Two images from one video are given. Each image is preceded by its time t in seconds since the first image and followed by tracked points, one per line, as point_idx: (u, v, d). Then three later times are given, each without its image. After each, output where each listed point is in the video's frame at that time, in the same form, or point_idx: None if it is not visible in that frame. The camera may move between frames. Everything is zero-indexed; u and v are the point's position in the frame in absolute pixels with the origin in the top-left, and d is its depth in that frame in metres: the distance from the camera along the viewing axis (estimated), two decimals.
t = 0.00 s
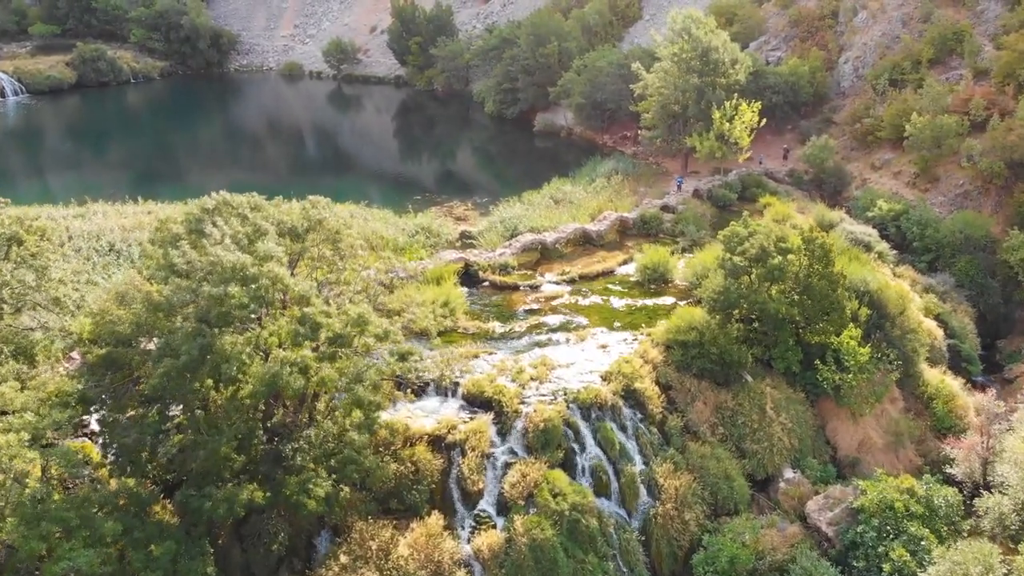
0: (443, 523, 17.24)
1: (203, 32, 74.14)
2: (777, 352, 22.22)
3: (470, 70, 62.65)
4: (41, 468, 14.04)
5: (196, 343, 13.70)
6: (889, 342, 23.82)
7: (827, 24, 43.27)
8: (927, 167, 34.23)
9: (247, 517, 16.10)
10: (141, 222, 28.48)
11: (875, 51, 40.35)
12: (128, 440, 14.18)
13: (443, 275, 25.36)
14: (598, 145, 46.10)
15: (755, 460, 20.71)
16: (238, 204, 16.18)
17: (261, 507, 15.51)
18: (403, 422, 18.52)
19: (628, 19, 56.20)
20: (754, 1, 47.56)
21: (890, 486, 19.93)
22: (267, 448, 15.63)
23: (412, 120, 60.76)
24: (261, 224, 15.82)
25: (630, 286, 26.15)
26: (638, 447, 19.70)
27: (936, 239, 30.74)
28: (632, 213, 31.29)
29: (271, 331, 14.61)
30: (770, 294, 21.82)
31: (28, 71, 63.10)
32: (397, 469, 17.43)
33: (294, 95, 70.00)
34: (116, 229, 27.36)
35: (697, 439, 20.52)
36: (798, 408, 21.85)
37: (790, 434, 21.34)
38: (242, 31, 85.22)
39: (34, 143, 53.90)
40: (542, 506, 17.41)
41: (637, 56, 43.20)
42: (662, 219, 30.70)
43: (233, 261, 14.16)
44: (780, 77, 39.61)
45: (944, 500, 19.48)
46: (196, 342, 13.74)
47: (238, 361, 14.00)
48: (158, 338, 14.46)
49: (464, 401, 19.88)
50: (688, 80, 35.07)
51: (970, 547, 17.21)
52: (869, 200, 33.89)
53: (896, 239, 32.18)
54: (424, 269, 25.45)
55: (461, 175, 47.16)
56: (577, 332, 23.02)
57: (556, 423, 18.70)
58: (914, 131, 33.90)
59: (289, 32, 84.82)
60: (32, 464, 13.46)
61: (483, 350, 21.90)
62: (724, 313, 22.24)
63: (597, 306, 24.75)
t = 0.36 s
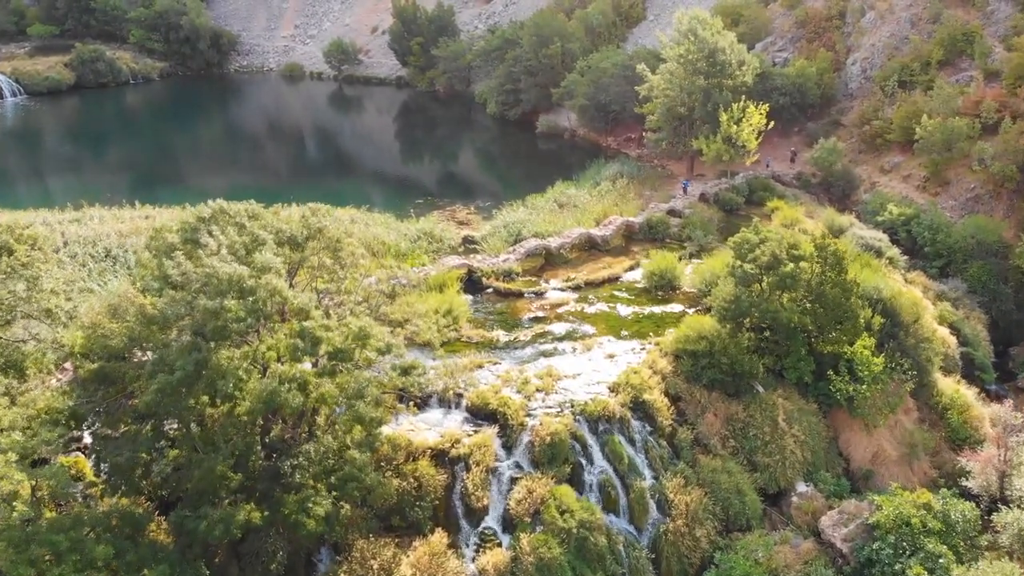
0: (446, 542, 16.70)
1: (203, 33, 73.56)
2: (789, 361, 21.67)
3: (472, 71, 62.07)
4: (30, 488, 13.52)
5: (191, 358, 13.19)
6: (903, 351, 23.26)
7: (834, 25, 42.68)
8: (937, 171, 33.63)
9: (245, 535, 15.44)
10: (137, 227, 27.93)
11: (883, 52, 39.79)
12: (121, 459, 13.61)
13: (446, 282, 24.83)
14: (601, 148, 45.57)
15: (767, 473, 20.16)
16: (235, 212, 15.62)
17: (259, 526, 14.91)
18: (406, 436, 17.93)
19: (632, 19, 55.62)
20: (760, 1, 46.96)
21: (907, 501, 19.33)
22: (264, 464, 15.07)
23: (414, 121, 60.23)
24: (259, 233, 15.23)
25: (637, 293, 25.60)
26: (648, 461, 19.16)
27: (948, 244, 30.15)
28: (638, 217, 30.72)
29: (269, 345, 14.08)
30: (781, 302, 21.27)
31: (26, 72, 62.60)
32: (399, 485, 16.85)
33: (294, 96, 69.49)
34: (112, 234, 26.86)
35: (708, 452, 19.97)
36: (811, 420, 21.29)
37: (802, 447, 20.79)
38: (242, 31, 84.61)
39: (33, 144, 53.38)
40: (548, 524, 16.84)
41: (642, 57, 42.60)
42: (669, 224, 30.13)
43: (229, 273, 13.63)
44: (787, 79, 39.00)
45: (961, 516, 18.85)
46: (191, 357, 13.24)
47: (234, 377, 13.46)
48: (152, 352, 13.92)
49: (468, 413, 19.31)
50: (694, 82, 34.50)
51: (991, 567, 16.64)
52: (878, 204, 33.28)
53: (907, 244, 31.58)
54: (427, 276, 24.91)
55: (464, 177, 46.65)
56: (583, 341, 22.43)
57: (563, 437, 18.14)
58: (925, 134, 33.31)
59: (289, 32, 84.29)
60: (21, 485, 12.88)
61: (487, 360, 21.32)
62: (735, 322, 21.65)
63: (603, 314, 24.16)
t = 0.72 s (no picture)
0: (450, 561, 16.13)
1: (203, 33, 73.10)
2: (801, 372, 21.11)
3: (474, 72, 61.52)
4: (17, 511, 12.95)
5: (185, 375, 12.62)
6: (917, 361, 22.69)
7: (842, 26, 42.14)
8: (948, 174, 32.99)
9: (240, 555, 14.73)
10: (135, 232, 27.44)
11: (892, 53, 39.21)
12: (112, 480, 13.05)
13: (449, 289, 24.30)
14: (605, 150, 45.03)
15: (779, 487, 19.59)
16: (231, 221, 15.07)
17: (256, 547, 14.31)
18: (408, 450, 17.38)
19: (636, 20, 54.98)
20: (766, 2, 46.38)
21: (923, 516, 18.71)
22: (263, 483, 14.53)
23: (415, 122, 59.78)
24: (256, 244, 14.66)
25: (644, 300, 25.06)
26: (657, 475, 18.60)
27: (960, 249, 29.54)
28: (644, 222, 30.17)
29: (267, 361, 13.53)
30: (794, 311, 20.70)
31: (24, 73, 62.17)
32: (401, 501, 16.31)
33: (295, 97, 69.04)
34: (109, 240, 26.37)
35: (718, 465, 19.44)
36: (824, 432, 20.71)
37: (815, 460, 20.21)
38: (242, 32, 83.98)
39: (32, 146, 52.98)
40: (555, 542, 16.23)
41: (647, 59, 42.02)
42: (675, 228, 29.57)
43: (226, 285, 13.08)
44: (794, 80, 38.39)
45: (979, 531, 18.10)
46: (185, 374, 12.67)
47: (230, 394, 12.90)
48: (145, 368, 13.39)
49: (472, 426, 18.75)
50: (700, 83, 33.93)
51: None
52: (888, 208, 32.69)
53: (917, 249, 31.02)
54: (429, 283, 24.39)
55: (465, 178, 46.18)
56: (590, 351, 21.89)
57: (570, 451, 17.58)
58: (935, 137, 32.54)
59: (289, 33, 83.81)
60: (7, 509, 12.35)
61: (491, 371, 20.78)
62: (746, 331, 21.09)
63: (610, 322, 23.59)
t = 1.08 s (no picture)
0: None
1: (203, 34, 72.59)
2: (814, 383, 20.54)
3: (476, 73, 61.00)
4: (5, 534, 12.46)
5: (179, 393, 12.12)
6: (932, 371, 22.14)
7: (849, 27, 41.57)
8: (959, 178, 32.38)
9: None
10: (131, 238, 26.91)
11: (900, 55, 38.63)
12: (103, 502, 12.50)
13: (452, 297, 23.73)
14: (609, 153, 44.49)
15: (792, 502, 19.01)
16: (228, 231, 14.57)
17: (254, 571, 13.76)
18: (410, 465, 16.69)
19: (639, 20, 54.38)
20: (771, 2, 45.79)
21: (941, 533, 18.17)
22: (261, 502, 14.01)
23: (416, 123, 59.25)
24: (254, 255, 14.12)
25: (651, 307, 24.50)
26: (667, 491, 18.06)
27: (972, 255, 28.95)
28: (650, 226, 29.61)
29: (264, 377, 12.97)
30: (807, 321, 20.16)
31: (22, 74, 61.69)
32: (403, 519, 15.61)
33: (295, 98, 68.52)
34: (104, 246, 25.90)
35: (729, 479, 18.89)
36: (838, 445, 20.14)
37: (829, 474, 19.64)
38: (242, 32, 83.47)
39: (30, 147, 52.51)
40: (563, 561, 15.69)
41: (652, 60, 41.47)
42: (682, 233, 29.03)
43: (222, 298, 12.60)
44: (801, 82, 37.83)
45: (996, 547, 17.59)
46: (179, 392, 12.16)
47: (225, 413, 12.35)
48: (138, 385, 12.89)
49: (476, 440, 18.15)
50: (706, 85, 33.36)
51: None
52: (898, 212, 32.10)
53: (928, 255, 30.45)
54: (431, 290, 23.85)
55: (467, 180, 45.67)
56: (596, 361, 21.33)
57: (577, 466, 17.04)
58: (945, 140, 31.94)
59: (290, 33, 83.29)
60: None
61: (496, 382, 20.19)
62: (757, 341, 20.54)
63: (617, 330, 23.02)
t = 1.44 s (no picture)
0: None
1: (203, 35, 72.11)
2: (827, 395, 19.96)
3: (478, 74, 60.52)
4: None
5: (171, 412, 11.64)
6: (947, 381, 21.60)
7: (856, 27, 41.01)
8: (970, 181, 31.81)
9: None
10: (128, 243, 26.40)
11: (908, 56, 38.06)
12: (92, 526, 11.99)
13: (455, 304, 23.19)
14: (613, 155, 43.92)
15: (805, 517, 18.43)
16: (223, 241, 14.02)
17: None
18: (412, 482, 16.10)
19: (643, 21, 53.83)
20: (778, 2, 45.21)
21: (959, 550, 17.45)
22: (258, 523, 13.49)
23: (417, 124, 58.75)
24: (250, 266, 13.57)
25: (658, 315, 23.93)
26: (677, 507, 17.52)
27: (984, 260, 28.36)
28: (656, 231, 29.04)
29: (260, 394, 12.41)
30: (820, 330, 19.62)
31: (20, 75, 61.17)
32: (404, 538, 14.83)
33: (296, 99, 68.00)
34: (100, 252, 25.37)
35: (741, 494, 18.34)
36: (852, 458, 19.56)
37: (844, 488, 19.06)
38: (242, 32, 82.96)
39: (30, 149, 52.02)
40: None
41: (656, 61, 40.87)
42: (689, 238, 28.46)
43: (217, 313, 12.06)
44: (808, 83, 37.28)
45: (1018, 564, 16.56)
46: (171, 412, 11.67)
47: (220, 433, 11.81)
48: (130, 404, 12.40)
49: (480, 454, 17.58)
50: (713, 87, 32.82)
51: None
52: (909, 216, 31.52)
53: (939, 260, 29.84)
54: (434, 297, 23.36)
55: (470, 182, 45.16)
56: (604, 371, 20.74)
57: (585, 482, 16.46)
58: (956, 143, 31.36)
59: (290, 34, 82.77)
60: None
61: (500, 394, 19.57)
62: (769, 351, 19.98)
63: (624, 339, 22.46)
